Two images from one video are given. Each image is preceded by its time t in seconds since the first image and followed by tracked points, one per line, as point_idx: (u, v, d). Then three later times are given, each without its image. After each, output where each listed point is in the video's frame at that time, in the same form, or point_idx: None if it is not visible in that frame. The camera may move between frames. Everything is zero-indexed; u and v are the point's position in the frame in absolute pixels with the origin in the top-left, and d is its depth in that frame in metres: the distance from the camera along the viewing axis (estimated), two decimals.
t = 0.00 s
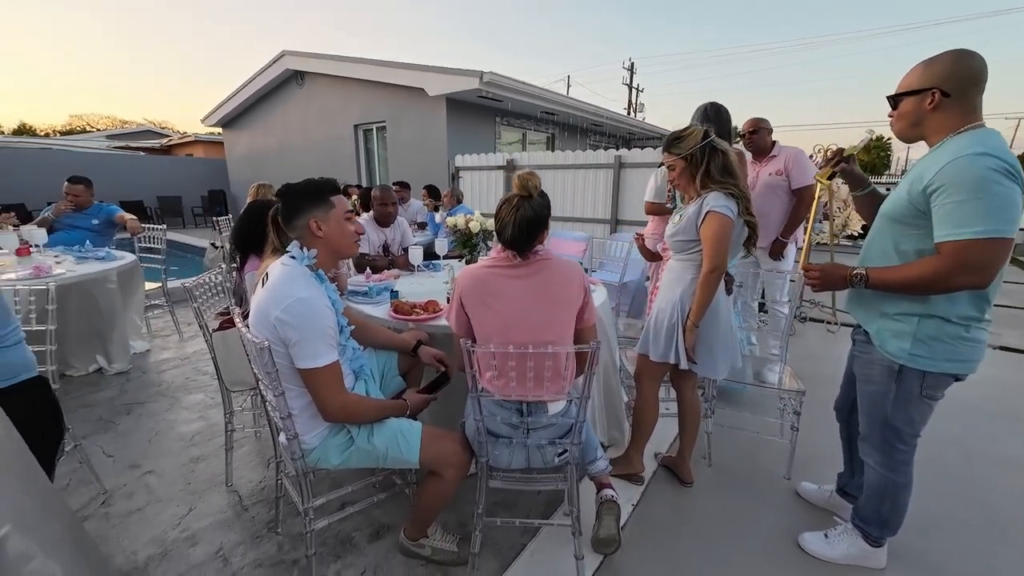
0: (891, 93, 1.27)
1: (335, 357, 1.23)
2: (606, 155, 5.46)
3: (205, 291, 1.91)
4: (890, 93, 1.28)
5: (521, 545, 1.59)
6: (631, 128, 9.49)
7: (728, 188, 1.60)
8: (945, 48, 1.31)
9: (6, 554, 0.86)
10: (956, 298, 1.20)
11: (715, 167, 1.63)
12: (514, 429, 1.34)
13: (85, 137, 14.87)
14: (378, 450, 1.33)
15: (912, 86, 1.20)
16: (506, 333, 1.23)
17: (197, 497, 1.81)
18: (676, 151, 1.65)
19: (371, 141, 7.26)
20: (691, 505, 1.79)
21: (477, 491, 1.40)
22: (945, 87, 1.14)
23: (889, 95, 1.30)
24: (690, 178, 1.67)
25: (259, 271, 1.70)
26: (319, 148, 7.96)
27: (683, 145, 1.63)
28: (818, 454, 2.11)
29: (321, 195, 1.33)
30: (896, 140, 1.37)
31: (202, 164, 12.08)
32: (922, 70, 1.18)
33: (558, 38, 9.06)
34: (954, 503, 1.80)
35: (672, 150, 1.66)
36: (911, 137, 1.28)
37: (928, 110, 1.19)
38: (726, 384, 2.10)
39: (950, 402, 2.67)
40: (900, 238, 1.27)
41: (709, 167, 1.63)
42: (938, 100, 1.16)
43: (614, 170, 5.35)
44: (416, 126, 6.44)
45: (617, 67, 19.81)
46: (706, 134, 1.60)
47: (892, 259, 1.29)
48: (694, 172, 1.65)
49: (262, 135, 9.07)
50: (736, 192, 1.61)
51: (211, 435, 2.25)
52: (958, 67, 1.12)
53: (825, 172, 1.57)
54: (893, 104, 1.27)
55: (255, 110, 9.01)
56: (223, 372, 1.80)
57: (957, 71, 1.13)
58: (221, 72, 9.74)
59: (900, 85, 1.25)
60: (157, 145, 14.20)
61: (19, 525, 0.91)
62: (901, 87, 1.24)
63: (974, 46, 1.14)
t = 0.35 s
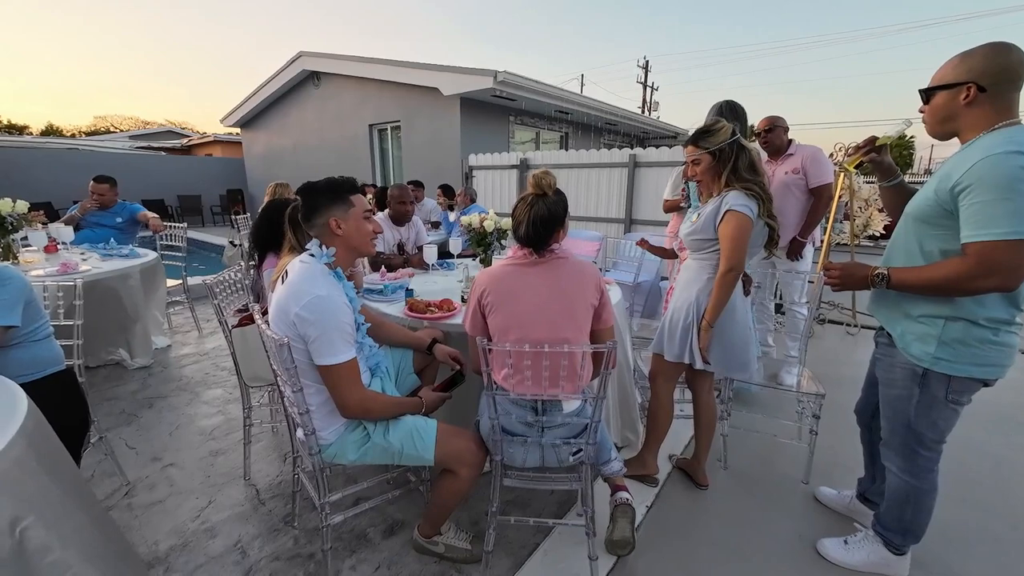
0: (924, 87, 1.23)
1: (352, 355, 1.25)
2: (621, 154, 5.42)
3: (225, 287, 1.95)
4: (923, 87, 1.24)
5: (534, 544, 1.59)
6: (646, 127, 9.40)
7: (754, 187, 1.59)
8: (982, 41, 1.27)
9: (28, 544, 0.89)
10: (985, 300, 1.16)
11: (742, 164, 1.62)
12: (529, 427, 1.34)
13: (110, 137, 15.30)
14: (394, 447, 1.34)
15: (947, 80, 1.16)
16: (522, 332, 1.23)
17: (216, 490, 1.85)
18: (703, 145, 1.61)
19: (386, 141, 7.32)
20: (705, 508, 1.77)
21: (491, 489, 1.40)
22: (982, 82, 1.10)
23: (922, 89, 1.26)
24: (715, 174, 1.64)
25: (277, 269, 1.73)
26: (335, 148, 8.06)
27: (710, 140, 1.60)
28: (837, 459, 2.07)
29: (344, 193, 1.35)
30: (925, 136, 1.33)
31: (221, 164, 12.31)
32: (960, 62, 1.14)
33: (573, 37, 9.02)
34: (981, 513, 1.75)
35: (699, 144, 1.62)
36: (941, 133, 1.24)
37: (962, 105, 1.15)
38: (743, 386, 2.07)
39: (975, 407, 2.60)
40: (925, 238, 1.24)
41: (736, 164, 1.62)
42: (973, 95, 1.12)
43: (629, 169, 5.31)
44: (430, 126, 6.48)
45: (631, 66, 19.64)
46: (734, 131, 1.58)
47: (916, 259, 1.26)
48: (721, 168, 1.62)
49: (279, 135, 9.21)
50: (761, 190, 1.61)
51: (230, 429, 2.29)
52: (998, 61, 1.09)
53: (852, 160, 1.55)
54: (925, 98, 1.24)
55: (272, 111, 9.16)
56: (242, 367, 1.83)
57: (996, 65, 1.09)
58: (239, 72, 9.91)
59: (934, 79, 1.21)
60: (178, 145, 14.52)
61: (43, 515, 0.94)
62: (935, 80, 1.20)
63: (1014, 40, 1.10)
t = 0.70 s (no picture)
0: (956, 80, 1.19)
1: (368, 352, 1.26)
2: (635, 153, 5.38)
3: (243, 285, 1.98)
4: (954, 80, 1.20)
5: (547, 543, 1.59)
6: (660, 126, 9.30)
7: (778, 187, 1.57)
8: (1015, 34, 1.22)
9: (52, 533, 0.92)
10: (1015, 302, 1.12)
11: (767, 162, 1.60)
12: (543, 427, 1.34)
13: (133, 138, 15.67)
14: (408, 444, 1.35)
15: (980, 73, 1.12)
16: (536, 331, 1.23)
17: (234, 484, 1.88)
18: (724, 143, 1.59)
19: (400, 140, 7.37)
20: (720, 511, 1.75)
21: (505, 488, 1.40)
22: (1018, 76, 1.06)
23: (953, 82, 1.22)
24: (738, 172, 1.62)
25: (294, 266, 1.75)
26: (349, 148, 8.14)
27: (732, 138, 1.58)
28: (856, 464, 2.03)
29: (364, 192, 1.37)
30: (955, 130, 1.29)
31: (238, 164, 12.53)
32: (996, 54, 1.10)
33: (587, 36, 8.98)
34: (1006, 522, 1.69)
35: (721, 141, 1.60)
36: (972, 128, 1.21)
37: (997, 99, 1.11)
38: (759, 387, 2.04)
39: (1003, 413, 2.52)
40: (953, 238, 1.20)
41: (759, 162, 1.59)
42: (1010, 89, 1.09)
43: (643, 168, 5.26)
44: (443, 126, 6.51)
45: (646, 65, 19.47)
46: (757, 129, 1.56)
47: (943, 259, 1.22)
48: (744, 166, 1.60)
49: (295, 135, 9.34)
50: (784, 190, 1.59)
51: (247, 424, 2.33)
52: None
53: (880, 148, 1.51)
54: (956, 92, 1.20)
55: (289, 112, 9.29)
56: (260, 364, 1.86)
57: None
58: (257, 73, 10.05)
59: (967, 72, 1.17)
60: (198, 146, 14.82)
61: (68, 504, 0.98)
62: (968, 73, 1.16)
63: None
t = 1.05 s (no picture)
0: (996, 73, 1.14)
1: (386, 350, 1.27)
2: (652, 152, 5.33)
3: (265, 282, 2.02)
4: (994, 73, 1.15)
5: (562, 543, 1.58)
6: (678, 124, 9.18)
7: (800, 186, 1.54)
8: None
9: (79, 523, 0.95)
10: None
11: (791, 159, 1.56)
12: (559, 427, 1.33)
13: (158, 139, 16.09)
14: (424, 441, 1.36)
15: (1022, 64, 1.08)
16: (553, 330, 1.22)
17: (254, 477, 1.92)
18: (745, 141, 1.56)
19: (416, 140, 7.42)
20: (738, 515, 1.72)
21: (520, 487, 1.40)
22: None
23: (992, 75, 1.17)
24: (761, 170, 1.58)
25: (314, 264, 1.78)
26: (366, 148, 8.23)
27: (753, 136, 1.55)
28: (881, 470, 1.97)
29: (384, 191, 1.38)
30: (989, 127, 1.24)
31: (259, 164, 12.77)
32: None
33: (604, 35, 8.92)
34: None
35: (742, 139, 1.57)
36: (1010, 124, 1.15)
37: None
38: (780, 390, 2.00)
39: None
40: (989, 237, 1.16)
41: (781, 160, 1.56)
42: None
43: (660, 167, 5.21)
44: (459, 125, 6.53)
45: (663, 63, 19.26)
46: (779, 127, 1.52)
47: (977, 260, 1.18)
48: (768, 164, 1.57)
49: (313, 136, 9.48)
50: (808, 189, 1.56)
51: (267, 419, 2.38)
52: None
53: (909, 139, 1.44)
54: (995, 85, 1.15)
55: (308, 112, 9.44)
56: (280, 360, 1.90)
57: None
58: (277, 74, 10.22)
59: (1008, 64, 1.12)
60: (220, 147, 15.15)
61: (100, 493, 1.02)
62: (1009, 65, 1.11)
63: None
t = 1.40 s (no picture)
0: None
1: (404, 348, 1.29)
2: (669, 151, 5.27)
3: (285, 281, 2.06)
4: None
5: (577, 544, 1.58)
6: (695, 123, 9.06)
7: (822, 185, 1.51)
8: None
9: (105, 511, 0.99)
10: None
11: (813, 158, 1.53)
12: (576, 428, 1.33)
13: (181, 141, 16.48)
14: (442, 439, 1.37)
15: None
16: (570, 330, 1.22)
17: (274, 472, 1.96)
18: (765, 139, 1.54)
19: (432, 140, 7.47)
20: (756, 519, 1.70)
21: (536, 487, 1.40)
22: None
23: None
24: (780, 170, 1.56)
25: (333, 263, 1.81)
26: (383, 149, 8.31)
27: (773, 134, 1.52)
28: (906, 477, 1.92)
29: (403, 191, 1.39)
30: None
31: (277, 165, 12.98)
32: None
33: (619, 35, 8.86)
34: None
35: (761, 138, 1.55)
36: None
37: None
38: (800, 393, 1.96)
39: None
40: None
41: (803, 159, 1.52)
42: None
43: (678, 166, 5.15)
44: (475, 124, 6.55)
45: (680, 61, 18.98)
46: (801, 124, 1.49)
47: (1011, 260, 1.15)
48: (786, 164, 1.54)
49: (331, 136, 9.61)
50: (830, 189, 1.52)
51: (286, 415, 2.43)
52: None
53: (940, 132, 1.39)
54: None
55: (325, 114, 9.58)
56: (300, 357, 1.93)
57: None
58: (296, 76, 10.39)
59: None
60: (240, 147, 15.46)
61: (129, 483, 1.07)
62: None
63: None
